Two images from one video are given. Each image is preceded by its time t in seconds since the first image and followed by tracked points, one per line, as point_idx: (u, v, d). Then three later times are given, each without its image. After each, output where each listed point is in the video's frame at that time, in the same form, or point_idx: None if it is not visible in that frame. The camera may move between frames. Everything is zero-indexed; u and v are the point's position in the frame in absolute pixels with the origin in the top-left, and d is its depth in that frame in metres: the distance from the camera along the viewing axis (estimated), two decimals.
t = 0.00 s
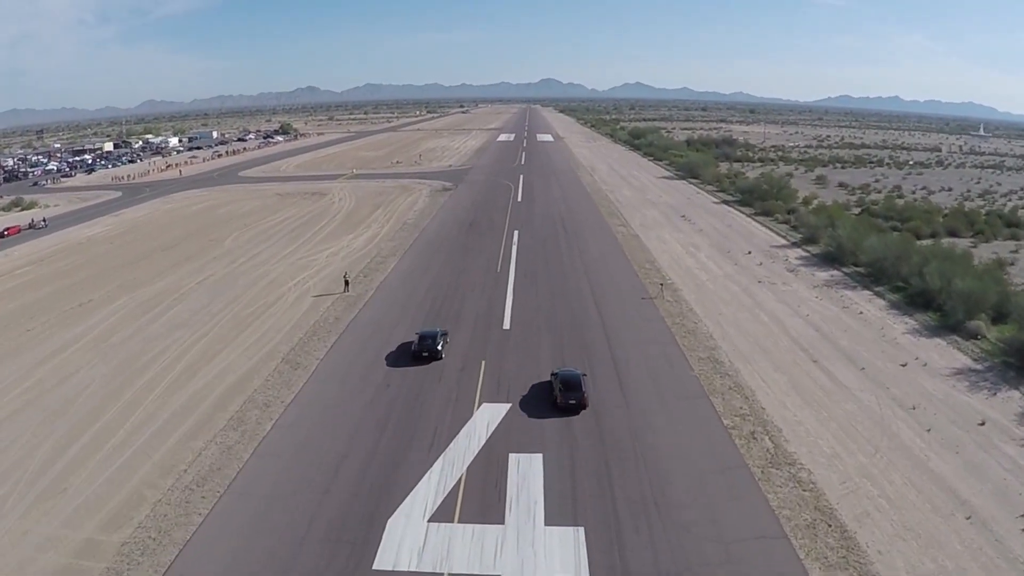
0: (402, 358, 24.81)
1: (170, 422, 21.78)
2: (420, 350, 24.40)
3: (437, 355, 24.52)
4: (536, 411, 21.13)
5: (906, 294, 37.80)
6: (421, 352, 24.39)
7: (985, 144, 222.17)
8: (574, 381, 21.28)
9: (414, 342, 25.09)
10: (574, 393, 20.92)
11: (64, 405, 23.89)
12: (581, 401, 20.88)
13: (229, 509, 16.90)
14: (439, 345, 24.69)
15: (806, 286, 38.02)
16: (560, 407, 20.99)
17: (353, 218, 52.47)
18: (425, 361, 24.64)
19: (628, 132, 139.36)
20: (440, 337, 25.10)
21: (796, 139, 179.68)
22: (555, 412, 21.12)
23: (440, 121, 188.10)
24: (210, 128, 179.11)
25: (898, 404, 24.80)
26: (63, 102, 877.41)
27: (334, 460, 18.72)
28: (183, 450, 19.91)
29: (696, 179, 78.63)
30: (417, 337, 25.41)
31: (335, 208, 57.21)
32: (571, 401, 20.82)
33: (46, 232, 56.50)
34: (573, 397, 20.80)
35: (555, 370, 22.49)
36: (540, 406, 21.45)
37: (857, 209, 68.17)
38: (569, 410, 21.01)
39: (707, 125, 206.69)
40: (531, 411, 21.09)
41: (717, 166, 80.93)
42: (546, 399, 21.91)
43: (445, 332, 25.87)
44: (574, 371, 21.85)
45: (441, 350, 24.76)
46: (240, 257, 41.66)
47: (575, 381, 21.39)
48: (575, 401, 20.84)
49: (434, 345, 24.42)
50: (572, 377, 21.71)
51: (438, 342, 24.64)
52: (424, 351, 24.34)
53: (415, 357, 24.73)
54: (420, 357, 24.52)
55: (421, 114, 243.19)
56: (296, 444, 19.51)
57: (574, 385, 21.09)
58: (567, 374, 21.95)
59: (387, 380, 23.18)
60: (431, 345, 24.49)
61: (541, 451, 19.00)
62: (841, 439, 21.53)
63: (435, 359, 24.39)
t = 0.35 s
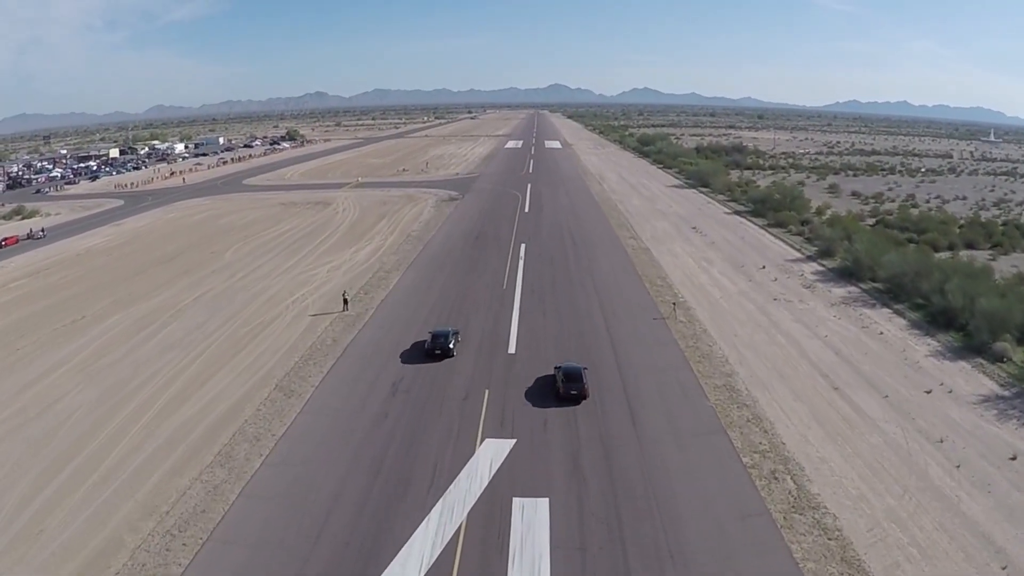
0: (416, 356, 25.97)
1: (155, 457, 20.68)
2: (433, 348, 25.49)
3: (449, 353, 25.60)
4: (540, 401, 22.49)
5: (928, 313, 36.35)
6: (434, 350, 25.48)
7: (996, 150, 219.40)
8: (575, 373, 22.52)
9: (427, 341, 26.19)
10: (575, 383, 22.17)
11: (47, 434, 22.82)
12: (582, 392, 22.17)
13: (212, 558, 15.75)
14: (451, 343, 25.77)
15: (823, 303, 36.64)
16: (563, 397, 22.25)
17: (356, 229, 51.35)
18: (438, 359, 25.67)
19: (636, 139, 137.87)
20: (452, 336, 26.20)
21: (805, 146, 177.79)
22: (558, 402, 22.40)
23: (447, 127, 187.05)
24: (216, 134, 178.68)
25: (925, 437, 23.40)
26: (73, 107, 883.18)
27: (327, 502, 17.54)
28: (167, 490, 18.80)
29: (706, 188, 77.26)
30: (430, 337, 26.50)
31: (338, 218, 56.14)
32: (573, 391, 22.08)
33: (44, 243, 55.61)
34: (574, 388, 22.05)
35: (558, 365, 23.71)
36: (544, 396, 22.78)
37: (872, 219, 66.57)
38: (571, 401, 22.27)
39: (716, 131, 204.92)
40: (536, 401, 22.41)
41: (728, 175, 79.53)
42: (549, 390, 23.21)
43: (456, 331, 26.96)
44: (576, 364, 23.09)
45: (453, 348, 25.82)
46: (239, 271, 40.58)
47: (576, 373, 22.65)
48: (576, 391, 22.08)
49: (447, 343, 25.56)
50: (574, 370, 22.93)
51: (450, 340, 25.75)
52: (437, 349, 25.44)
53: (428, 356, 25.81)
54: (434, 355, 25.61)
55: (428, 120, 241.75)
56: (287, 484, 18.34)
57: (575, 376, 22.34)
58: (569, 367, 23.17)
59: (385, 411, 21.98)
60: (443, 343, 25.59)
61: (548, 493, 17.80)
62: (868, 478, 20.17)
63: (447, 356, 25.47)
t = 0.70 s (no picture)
0: (428, 353, 27.18)
1: (139, 493, 19.72)
2: (445, 345, 26.71)
3: (461, 349, 26.87)
4: (543, 391, 24.02)
5: (950, 332, 34.85)
6: (447, 347, 26.70)
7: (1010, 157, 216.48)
8: (577, 365, 24.06)
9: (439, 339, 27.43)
10: (578, 374, 23.70)
11: (27, 464, 21.89)
12: (583, 382, 23.70)
13: None
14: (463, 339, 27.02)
15: (840, 320, 35.27)
16: (566, 387, 23.81)
17: (359, 240, 50.32)
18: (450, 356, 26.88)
19: (645, 145, 136.29)
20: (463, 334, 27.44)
21: (816, 153, 175.69)
22: (562, 392, 23.94)
23: (454, 132, 186.13)
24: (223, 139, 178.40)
25: (954, 472, 22.02)
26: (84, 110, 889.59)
27: (315, 546, 16.43)
28: (144, 530, 17.82)
29: (716, 197, 75.89)
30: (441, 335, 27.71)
31: (341, 228, 55.14)
32: (575, 381, 23.63)
33: (42, 252, 54.87)
34: (576, 378, 23.60)
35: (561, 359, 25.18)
36: (547, 387, 24.30)
37: (887, 230, 64.96)
38: (572, 390, 23.85)
39: (725, 138, 203.15)
40: (541, 392, 23.89)
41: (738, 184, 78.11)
42: (552, 382, 24.74)
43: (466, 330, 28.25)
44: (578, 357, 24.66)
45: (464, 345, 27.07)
46: (237, 284, 39.65)
47: (577, 365, 24.21)
48: (578, 381, 23.64)
49: (458, 341, 26.79)
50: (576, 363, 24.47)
51: (462, 338, 27.01)
52: (449, 346, 26.68)
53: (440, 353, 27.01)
54: (446, 351, 26.82)
55: (436, 125, 240.95)
56: (273, 526, 17.27)
57: (578, 368, 23.86)
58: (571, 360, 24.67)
59: (381, 443, 20.84)
60: (455, 340, 26.86)
61: (553, 539, 16.61)
62: (894, 520, 18.83)
63: (458, 353, 26.71)
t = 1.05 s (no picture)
0: (435, 348, 28.53)
1: (112, 529, 18.49)
2: (452, 341, 28.07)
3: (467, 346, 28.20)
4: (543, 380, 25.51)
5: (965, 349, 33.46)
6: (453, 343, 28.06)
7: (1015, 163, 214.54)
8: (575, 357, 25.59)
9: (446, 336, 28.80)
10: (576, 365, 25.22)
11: None
12: (580, 372, 25.28)
13: None
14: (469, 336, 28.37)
15: (852, 337, 33.96)
16: (564, 377, 25.33)
17: (355, 250, 49.10)
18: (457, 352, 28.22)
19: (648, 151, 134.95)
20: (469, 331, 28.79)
21: (820, 159, 174.07)
22: (561, 381, 25.45)
23: (455, 137, 184.97)
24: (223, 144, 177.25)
25: (980, 507, 20.61)
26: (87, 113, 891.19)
27: None
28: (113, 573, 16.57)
29: (721, 205, 74.78)
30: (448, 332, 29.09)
31: (338, 237, 53.96)
32: (574, 371, 25.17)
33: (32, 261, 53.67)
34: (574, 368, 25.12)
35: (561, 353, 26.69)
36: (546, 377, 25.81)
37: (895, 240, 63.62)
38: (570, 380, 25.37)
39: (728, 143, 201.64)
40: (541, 381, 25.39)
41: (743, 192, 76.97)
42: (550, 373, 26.23)
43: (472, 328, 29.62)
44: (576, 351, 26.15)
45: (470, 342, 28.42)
46: (228, 297, 38.46)
47: (575, 357, 25.73)
48: (576, 371, 25.17)
49: (465, 337, 28.12)
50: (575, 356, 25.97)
51: (468, 335, 28.37)
52: (456, 342, 28.03)
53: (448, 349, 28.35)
54: (453, 348, 28.17)
55: (438, 130, 239.65)
56: (253, 570, 16.04)
57: (576, 360, 25.40)
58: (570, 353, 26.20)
59: (371, 476, 19.63)
60: (461, 336, 28.20)
61: None
62: (920, 563, 17.47)
63: (465, 349, 28.06)
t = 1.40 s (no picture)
0: (440, 342, 29.85)
1: (77, 568, 17.19)
2: (455, 336, 29.35)
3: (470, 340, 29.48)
4: (541, 367, 27.11)
5: (981, 366, 32.11)
6: (457, 338, 29.34)
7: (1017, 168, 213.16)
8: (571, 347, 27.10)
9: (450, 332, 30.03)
10: (572, 353, 26.77)
11: None
12: (576, 361, 26.80)
13: None
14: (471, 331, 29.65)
15: (862, 353, 32.67)
16: (561, 365, 26.87)
17: (349, 258, 47.87)
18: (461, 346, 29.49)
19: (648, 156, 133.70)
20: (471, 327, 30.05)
21: (821, 164, 172.69)
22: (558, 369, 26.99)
23: (455, 141, 183.92)
24: (221, 147, 175.83)
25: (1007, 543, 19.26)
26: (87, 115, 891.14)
27: None
28: None
29: (722, 212, 73.69)
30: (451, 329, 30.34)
31: (332, 245, 52.70)
32: (570, 360, 26.68)
33: (18, 269, 52.30)
34: (570, 357, 26.65)
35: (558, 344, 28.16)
36: (544, 365, 27.40)
37: (902, 249, 62.34)
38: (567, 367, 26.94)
39: (729, 148, 200.26)
40: (540, 369, 26.90)
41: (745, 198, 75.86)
42: (548, 362, 27.81)
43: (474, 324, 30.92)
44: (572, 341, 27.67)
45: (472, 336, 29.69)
46: (216, 309, 37.18)
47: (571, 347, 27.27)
48: (573, 359, 26.69)
49: (468, 332, 29.40)
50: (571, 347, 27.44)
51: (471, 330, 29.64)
52: (460, 337, 29.31)
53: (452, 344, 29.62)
54: (457, 342, 29.44)
55: (437, 133, 238.26)
56: None
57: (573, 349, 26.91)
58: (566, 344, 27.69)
59: (357, 509, 18.36)
60: (465, 331, 29.47)
61: None
62: None
63: (468, 343, 29.33)
